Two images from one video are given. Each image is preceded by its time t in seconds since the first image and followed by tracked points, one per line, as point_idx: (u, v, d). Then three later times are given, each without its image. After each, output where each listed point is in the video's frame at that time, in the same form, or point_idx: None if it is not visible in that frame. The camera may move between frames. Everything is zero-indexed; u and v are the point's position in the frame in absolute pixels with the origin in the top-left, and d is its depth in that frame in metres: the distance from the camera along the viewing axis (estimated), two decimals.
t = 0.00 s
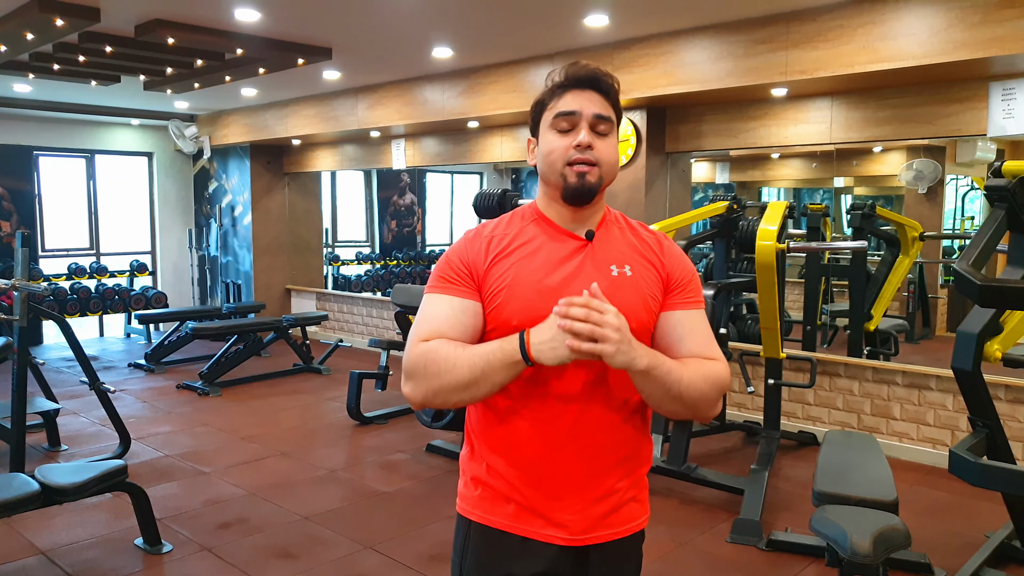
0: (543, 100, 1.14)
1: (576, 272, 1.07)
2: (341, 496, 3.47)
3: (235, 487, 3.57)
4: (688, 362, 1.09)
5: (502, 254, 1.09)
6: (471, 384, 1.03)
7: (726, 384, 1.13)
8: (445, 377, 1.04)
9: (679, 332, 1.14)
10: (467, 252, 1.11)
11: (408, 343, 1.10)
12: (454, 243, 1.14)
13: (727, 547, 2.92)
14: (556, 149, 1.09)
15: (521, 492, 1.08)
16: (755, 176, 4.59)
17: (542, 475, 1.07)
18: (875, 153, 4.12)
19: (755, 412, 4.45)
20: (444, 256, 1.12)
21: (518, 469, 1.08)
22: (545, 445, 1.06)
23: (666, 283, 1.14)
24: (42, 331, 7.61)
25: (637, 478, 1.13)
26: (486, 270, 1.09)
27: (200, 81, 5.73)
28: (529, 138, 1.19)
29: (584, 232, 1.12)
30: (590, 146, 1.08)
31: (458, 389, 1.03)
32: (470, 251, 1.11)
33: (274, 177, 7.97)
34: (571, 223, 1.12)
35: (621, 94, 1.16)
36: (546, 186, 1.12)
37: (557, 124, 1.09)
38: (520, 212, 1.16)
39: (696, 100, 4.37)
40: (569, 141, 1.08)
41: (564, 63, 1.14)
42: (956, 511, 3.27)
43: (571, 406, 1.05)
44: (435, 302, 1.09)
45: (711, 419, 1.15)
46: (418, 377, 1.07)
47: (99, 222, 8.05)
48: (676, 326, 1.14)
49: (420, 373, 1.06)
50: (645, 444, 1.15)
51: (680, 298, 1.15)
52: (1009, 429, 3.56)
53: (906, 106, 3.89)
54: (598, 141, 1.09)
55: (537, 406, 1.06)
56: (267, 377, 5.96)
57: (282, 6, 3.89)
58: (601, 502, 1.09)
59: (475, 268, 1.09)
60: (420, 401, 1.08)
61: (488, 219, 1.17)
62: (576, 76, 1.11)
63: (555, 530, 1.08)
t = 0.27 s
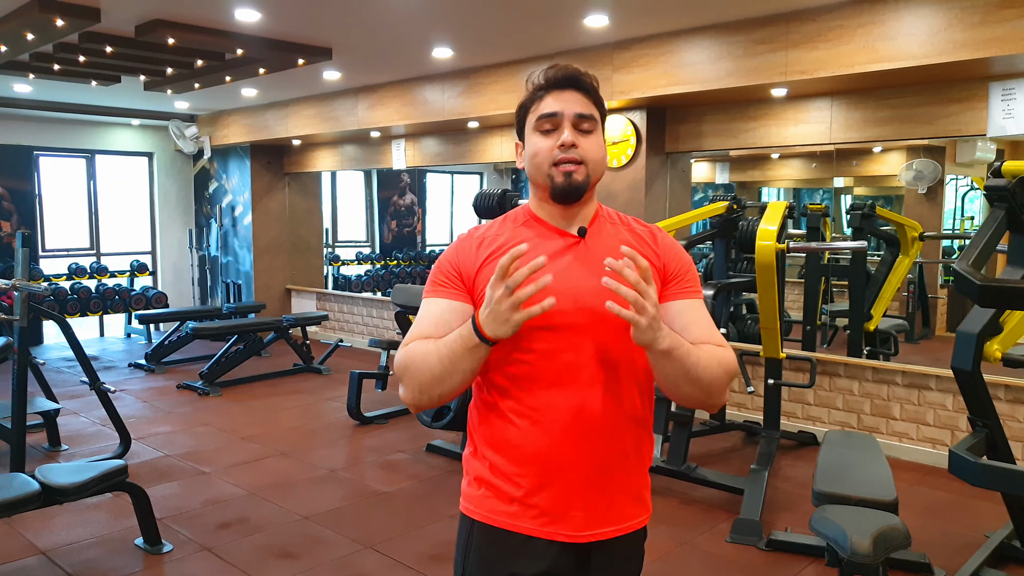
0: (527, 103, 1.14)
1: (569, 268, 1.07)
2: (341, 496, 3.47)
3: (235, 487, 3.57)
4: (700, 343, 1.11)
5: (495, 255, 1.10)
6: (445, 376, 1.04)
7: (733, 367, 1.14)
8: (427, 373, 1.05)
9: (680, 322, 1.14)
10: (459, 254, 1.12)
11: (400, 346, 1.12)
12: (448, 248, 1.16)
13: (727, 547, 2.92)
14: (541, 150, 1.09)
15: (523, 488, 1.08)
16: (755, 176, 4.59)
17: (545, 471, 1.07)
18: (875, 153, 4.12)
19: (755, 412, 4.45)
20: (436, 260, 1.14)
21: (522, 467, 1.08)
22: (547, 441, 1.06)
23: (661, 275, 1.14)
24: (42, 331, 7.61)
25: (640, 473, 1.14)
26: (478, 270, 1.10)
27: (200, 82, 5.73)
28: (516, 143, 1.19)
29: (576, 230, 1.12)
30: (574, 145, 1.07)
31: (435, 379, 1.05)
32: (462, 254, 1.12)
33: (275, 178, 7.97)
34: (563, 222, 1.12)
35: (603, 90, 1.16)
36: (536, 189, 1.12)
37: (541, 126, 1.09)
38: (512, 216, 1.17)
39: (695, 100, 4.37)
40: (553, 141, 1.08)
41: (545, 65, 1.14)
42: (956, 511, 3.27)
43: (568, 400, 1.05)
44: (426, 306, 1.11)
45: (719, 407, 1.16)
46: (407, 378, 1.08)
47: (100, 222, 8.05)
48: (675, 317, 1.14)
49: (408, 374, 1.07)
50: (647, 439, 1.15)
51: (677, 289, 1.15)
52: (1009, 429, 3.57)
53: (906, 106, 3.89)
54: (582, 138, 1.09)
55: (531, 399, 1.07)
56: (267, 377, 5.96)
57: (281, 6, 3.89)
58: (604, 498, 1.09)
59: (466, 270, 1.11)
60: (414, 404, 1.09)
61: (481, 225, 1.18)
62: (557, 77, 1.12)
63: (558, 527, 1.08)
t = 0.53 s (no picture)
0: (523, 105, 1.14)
1: (570, 270, 1.06)
2: (341, 496, 3.47)
3: (235, 487, 3.57)
4: (673, 360, 1.08)
5: (495, 258, 1.09)
6: (473, 401, 1.03)
7: (723, 375, 1.11)
8: (448, 393, 1.04)
9: (676, 324, 1.13)
10: (459, 259, 1.11)
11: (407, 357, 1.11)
12: (447, 253, 1.15)
13: (727, 547, 2.92)
14: (537, 153, 1.10)
15: (527, 489, 1.08)
16: (755, 176, 4.59)
17: (548, 471, 1.07)
18: (875, 153, 4.12)
19: (755, 412, 4.45)
20: (437, 264, 1.13)
21: (525, 467, 1.08)
22: (549, 442, 1.06)
23: (660, 276, 1.14)
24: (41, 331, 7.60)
25: (641, 473, 1.13)
26: (480, 275, 1.09)
27: (200, 81, 5.73)
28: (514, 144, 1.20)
29: (575, 232, 1.11)
30: (569, 147, 1.08)
31: (461, 405, 1.04)
32: (463, 259, 1.11)
33: (274, 177, 7.97)
34: (561, 224, 1.12)
35: (600, 90, 1.15)
36: (534, 190, 1.12)
37: (536, 128, 1.10)
38: (510, 218, 1.16)
39: (695, 100, 4.37)
40: (548, 144, 1.09)
41: (540, 66, 1.14)
42: (956, 511, 3.27)
43: (573, 397, 1.06)
44: (432, 313, 1.10)
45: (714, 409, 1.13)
46: (419, 390, 1.07)
47: (99, 222, 8.05)
48: (672, 318, 1.13)
49: (420, 387, 1.07)
50: (648, 439, 1.15)
51: (676, 290, 1.14)
52: (1009, 429, 3.56)
53: (906, 106, 3.89)
54: (578, 140, 1.09)
55: (533, 405, 1.06)
56: (267, 377, 5.96)
57: (281, 6, 3.88)
58: (606, 498, 1.08)
59: (468, 275, 1.10)
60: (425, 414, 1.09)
61: (479, 227, 1.17)
62: (552, 79, 1.12)
63: (561, 526, 1.08)
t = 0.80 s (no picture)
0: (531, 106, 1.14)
1: (576, 271, 1.06)
2: (341, 496, 3.47)
3: (235, 487, 3.57)
4: (666, 370, 1.08)
5: (501, 259, 1.08)
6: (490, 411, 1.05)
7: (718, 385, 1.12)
8: (462, 401, 1.05)
9: (675, 328, 1.13)
10: (465, 259, 1.11)
11: (415, 359, 1.11)
12: (452, 253, 1.14)
13: (727, 547, 2.92)
14: (544, 154, 1.10)
15: (532, 488, 1.08)
16: (755, 176, 4.59)
17: (552, 471, 1.07)
18: (876, 153, 4.12)
19: (755, 412, 4.45)
20: (441, 264, 1.12)
21: (529, 467, 1.08)
22: (554, 441, 1.06)
23: (664, 278, 1.13)
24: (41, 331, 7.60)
25: (644, 473, 1.13)
26: (486, 276, 1.08)
27: (200, 81, 5.73)
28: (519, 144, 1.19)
29: (580, 232, 1.11)
30: (577, 149, 1.08)
31: (477, 413, 1.06)
32: (468, 259, 1.11)
33: (274, 177, 7.96)
34: (566, 224, 1.12)
35: (608, 92, 1.15)
36: (540, 191, 1.12)
37: (543, 130, 1.10)
38: (514, 218, 1.16)
39: (695, 100, 4.37)
40: (556, 146, 1.09)
41: (549, 66, 1.14)
42: (956, 511, 3.27)
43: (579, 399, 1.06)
44: (439, 316, 1.09)
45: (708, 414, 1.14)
46: (431, 394, 1.08)
47: (99, 222, 8.05)
48: (673, 322, 1.13)
49: (432, 391, 1.07)
50: (649, 440, 1.15)
51: (679, 293, 1.14)
52: (1009, 429, 3.56)
53: (906, 106, 3.89)
54: (586, 143, 1.09)
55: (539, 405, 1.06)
56: (267, 377, 5.96)
57: (281, 6, 3.88)
58: (610, 498, 1.08)
59: (474, 276, 1.09)
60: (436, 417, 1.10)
61: (483, 227, 1.17)
62: (561, 80, 1.11)
63: (566, 525, 1.07)
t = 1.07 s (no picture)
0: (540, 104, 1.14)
1: (579, 271, 1.06)
2: (341, 496, 3.47)
3: (235, 487, 3.57)
4: (674, 370, 1.08)
5: (505, 258, 1.08)
6: (481, 408, 1.03)
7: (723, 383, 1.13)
8: (458, 396, 1.03)
9: (678, 329, 1.13)
10: (468, 257, 1.11)
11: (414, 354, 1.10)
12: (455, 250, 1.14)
13: (727, 547, 2.92)
14: (551, 152, 1.09)
15: (531, 487, 1.07)
16: (755, 176, 4.59)
17: (552, 470, 1.07)
18: (876, 153, 4.12)
19: (755, 412, 4.45)
20: (444, 261, 1.12)
21: (529, 465, 1.07)
22: (554, 439, 1.06)
23: (667, 281, 1.13)
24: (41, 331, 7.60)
25: (644, 473, 1.13)
26: (489, 273, 1.08)
27: (200, 81, 5.73)
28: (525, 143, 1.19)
29: (583, 233, 1.11)
30: (584, 149, 1.08)
31: (468, 408, 1.03)
32: (471, 256, 1.11)
33: (274, 177, 7.96)
34: (570, 225, 1.12)
35: (616, 94, 1.15)
36: (545, 190, 1.12)
37: (551, 129, 1.10)
38: (518, 217, 1.16)
39: (695, 100, 4.36)
40: (563, 144, 1.08)
41: (559, 65, 1.14)
42: (956, 511, 3.27)
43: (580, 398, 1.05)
44: (440, 313, 1.09)
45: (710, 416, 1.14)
46: (426, 389, 1.06)
47: (99, 222, 8.05)
48: (676, 323, 1.13)
49: (428, 385, 1.06)
50: (650, 441, 1.15)
51: (682, 295, 1.14)
52: (1009, 429, 3.56)
53: (907, 106, 3.89)
54: (593, 144, 1.09)
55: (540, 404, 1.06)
56: (267, 377, 5.96)
57: (281, 6, 3.88)
58: (610, 497, 1.08)
59: (477, 273, 1.09)
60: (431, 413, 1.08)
61: (487, 225, 1.17)
62: (571, 79, 1.11)
63: (566, 524, 1.07)
